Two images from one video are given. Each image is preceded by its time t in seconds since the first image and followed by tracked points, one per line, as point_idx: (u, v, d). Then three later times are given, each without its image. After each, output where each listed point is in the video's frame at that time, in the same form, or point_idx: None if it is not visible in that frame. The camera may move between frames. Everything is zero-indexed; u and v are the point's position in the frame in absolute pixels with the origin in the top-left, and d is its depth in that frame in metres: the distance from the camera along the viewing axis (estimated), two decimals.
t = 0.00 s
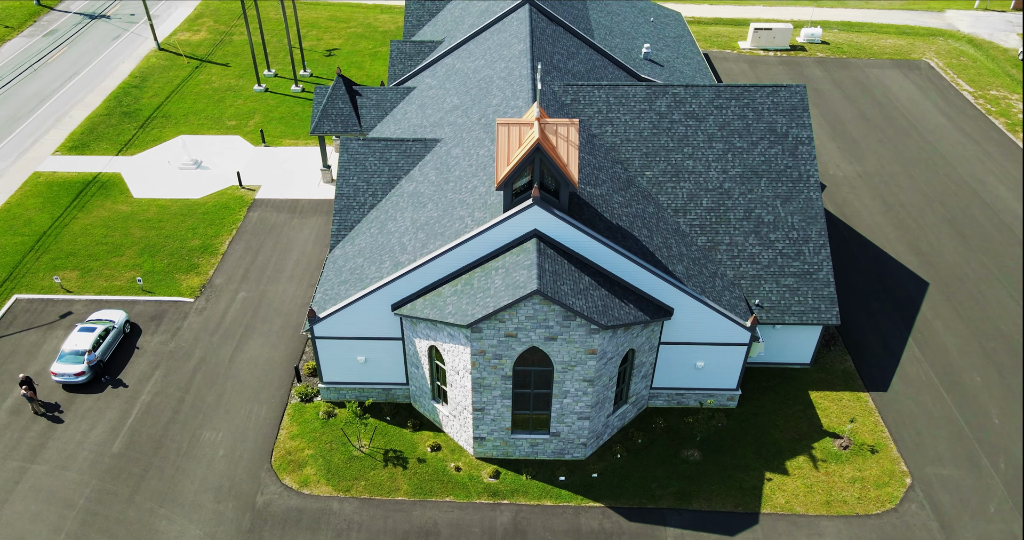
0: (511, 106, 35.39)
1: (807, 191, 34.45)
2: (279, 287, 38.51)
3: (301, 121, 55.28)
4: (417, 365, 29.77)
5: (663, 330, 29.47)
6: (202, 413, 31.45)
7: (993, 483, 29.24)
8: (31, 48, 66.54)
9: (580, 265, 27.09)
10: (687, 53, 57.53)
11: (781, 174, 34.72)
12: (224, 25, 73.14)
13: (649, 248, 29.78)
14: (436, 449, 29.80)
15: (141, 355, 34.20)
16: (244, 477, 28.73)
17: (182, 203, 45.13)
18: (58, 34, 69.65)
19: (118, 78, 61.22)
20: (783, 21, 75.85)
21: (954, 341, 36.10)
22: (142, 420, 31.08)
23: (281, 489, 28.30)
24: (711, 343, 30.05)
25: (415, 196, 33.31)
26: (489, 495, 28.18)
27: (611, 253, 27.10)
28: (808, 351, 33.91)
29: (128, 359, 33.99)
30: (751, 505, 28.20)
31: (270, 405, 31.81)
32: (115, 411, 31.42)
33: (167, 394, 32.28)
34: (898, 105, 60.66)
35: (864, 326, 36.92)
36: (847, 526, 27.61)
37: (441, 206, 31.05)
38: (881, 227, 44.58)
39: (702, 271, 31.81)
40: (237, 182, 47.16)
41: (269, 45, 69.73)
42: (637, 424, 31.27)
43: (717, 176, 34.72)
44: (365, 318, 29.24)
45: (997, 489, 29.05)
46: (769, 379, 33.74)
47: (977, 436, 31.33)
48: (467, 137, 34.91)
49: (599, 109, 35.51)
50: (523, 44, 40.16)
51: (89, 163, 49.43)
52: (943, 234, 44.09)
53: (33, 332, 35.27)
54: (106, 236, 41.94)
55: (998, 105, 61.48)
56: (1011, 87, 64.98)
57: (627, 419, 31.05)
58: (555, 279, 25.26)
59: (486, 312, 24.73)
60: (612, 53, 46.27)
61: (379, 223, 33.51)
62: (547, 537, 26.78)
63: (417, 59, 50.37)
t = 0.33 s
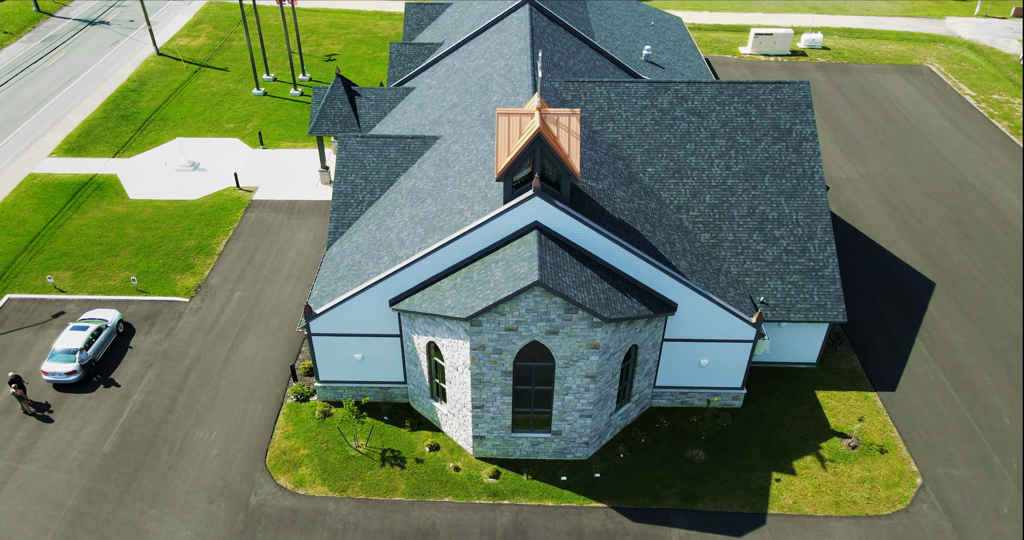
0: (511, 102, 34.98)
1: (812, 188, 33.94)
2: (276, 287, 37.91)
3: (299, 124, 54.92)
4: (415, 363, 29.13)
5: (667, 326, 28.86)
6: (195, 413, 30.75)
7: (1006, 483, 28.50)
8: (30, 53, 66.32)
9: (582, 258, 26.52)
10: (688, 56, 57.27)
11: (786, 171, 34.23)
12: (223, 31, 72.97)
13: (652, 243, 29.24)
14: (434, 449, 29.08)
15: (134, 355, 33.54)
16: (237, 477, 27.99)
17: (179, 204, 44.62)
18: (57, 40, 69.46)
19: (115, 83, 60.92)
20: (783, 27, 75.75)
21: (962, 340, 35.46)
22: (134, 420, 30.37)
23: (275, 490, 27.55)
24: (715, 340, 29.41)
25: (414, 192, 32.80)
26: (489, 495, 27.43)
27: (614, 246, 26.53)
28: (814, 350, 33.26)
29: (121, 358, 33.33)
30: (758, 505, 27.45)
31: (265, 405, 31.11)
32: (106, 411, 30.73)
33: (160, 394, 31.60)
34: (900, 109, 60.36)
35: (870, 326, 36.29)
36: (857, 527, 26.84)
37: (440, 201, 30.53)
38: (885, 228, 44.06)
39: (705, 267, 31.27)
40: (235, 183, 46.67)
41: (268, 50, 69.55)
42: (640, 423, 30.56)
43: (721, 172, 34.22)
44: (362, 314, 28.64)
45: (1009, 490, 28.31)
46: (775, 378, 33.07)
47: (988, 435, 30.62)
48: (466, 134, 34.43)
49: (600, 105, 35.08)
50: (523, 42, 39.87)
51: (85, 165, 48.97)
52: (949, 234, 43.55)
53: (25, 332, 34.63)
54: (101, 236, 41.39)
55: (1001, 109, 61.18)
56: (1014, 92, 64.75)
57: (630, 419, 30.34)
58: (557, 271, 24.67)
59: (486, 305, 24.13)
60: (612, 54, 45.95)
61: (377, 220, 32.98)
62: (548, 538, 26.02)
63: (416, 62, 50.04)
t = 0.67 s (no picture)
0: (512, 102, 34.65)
1: (817, 188, 33.47)
2: (273, 290, 37.33)
3: (298, 130, 54.65)
4: (414, 363, 28.49)
5: (670, 325, 28.26)
6: (188, 415, 30.05)
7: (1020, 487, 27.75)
8: (29, 62, 66.32)
9: (584, 254, 25.99)
10: (688, 63, 57.13)
11: (789, 171, 33.79)
12: (223, 41, 73.03)
13: (654, 241, 28.71)
14: (432, 451, 28.34)
15: (127, 358, 32.89)
16: (230, 480, 27.25)
17: (175, 209, 44.17)
18: (57, 49, 69.53)
19: (114, 91, 60.76)
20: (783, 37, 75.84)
21: (970, 344, 34.84)
22: (125, 422, 29.66)
23: (269, 493, 26.80)
24: (720, 339, 28.78)
25: (413, 192, 32.33)
26: (489, 499, 26.66)
27: (616, 241, 26.01)
28: (820, 352, 32.61)
29: (114, 361, 32.67)
30: (765, 509, 26.68)
31: (260, 408, 30.41)
32: (97, 414, 30.03)
33: (153, 396, 30.91)
34: (902, 117, 60.14)
35: (877, 328, 35.65)
36: (868, 532, 26.04)
37: (439, 199, 30.05)
38: (889, 232, 43.56)
39: (709, 266, 30.74)
40: (232, 188, 46.23)
41: (268, 60, 69.53)
42: (644, 426, 29.83)
43: (723, 172, 33.77)
44: (359, 313, 28.04)
45: None
46: (781, 381, 32.39)
47: (1000, 439, 29.90)
48: (466, 133, 34.00)
49: (602, 105, 34.71)
50: (524, 44, 39.69)
51: (82, 171, 48.60)
52: (955, 239, 43.02)
53: (16, 334, 34.02)
54: (96, 240, 40.90)
55: (1003, 117, 60.95)
56: (1015, 100, 64.60)
57: (633, 421, 29.63)
58: (558, 266, 24.12)
59: (485, 300, 23.55)
60: (613, 58, 45.69)
61: (375, 220, 32.49)
62: None
63: (416, 68, 49.61)
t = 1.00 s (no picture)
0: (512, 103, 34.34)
1: (821, 189, 33.04)
2: (269, 294, 36.75)
3: (297, 138, 54.38)
4: (412, 364, 27.86)
5: (674, 325, 27.68)
6: (181, 419, 29.34)
7: None
8: (29, 72, 66.30)
9: (586, 251, 25.47)
10: (688, 71, 57.02)
11: (794, 171, 33.37)
12: (223, 53, 73.09)
13: (657, 239, 28.20)
14: (431, 455, 27.59)
15: (120, 361, 32.23)
16: (223, 484, 26.51)
17: (172, 214, 43.71)
18: (57, 60, 69.54)
19: (113, 100, 60.61)
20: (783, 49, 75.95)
21: (979, 347, 34.20)
22: (116, 426, 28.95)
23: (263, 497, 26.06)
24: (725, 339, 28.17)
25: (412, 192, 31.86)
26: (489, 503, 25.90)
27: (619, 237, 25.51)
28: (826, 355, 31.97)
29: (106, 364, 32.00)
30: (774, 513, 25.92)
31: (255, 411, 29.71)
32: (88, 417, 29.32)
33: (145, 400, 30.21)
34: (903, 126, 59.97)
35: (884, 332, 35.03)
36: (880, 536, 25.26)
37: (438, 198, 29.61)
38: (894, 237, 43.11)
39: (713, 266, 30.22)
40: (230, 194, 45.82)
41: (268, 70, 69.52)
42: (648, 429, 29.11)
43: (726, 173, 33.34)
44: (357, 312, 27.44)
45: None
46: (787, 384, 31.71)
47: (1012, 442, 29.20)
48: (467, 134, 33.60)
49: (603, 106, 34.37)
50: (524, 48, 39.53)
51: (79, 177, 48.22)
52: (961, 244, 42.53)
53: (6, 338, 33.39)
54: (91, 245, 40.39)
55: (1005, 126, 60.79)
56: (1017, 109, 64.47)
57: (637, 424, 28.92)
58: (560, 260, 23.59)
59: (486, 295, 22.98)
60: (613, 63, 45.48)
61: (374, 221, 31.97)
62: None
63: (415, 75, 49.26)
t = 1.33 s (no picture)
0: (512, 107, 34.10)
1: (825, 192, 32.62)
2: (265, 301, 36.18)
3: (297, 150, 54.16)
4: (410, 368, 27.24)
5: (679, 327, 27.11)
6: (174, 425, 28.63)
7: None
8: (29, 87, 66.39)
9: (588, 250, 24.99)
10: (688, 83, 56.96)
11: (797, 175, 32.98)
12: (224, 68, 73.26)
13: (661, 241, 27.73)
14: (430, 461, 26.84)
15: (112, 368, 31.57)
16: (216, 490, 25.76)
17: (169, 223, 43.30)
18: (57, 75, 69.64)
19: (113, 113, 60.57)
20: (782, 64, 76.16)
21: (989, 354, 33.60)
22: (107, 432, 28.23)
23: (256, 503, 25.29)
24: (731, 342, 27.57)
25: (412, 195, 31.44)
26: (489, 509, 25.13)
27: (621, 235, 25.04)
28: (833, 360, 31.32)
29: (98, 371, 31.35)
30: (783, 520, 25.14)
31: (250, 417, 29.02)
32: (78, 424, 28.60)
33: (137, 406, 29.51)
34: (904, 138, 59.85)
35: (891, 339, 34.39)
36: None
37: (438, 200, 29.20)
38: (898, 246, 42.67)
39: (716, 269, 29.73)
40: (228, 203, 45.44)
41: (268, 85, 69.62)
42: (652, 435, 28.38)
43: (729, 177, 32.95)
44: (354, 314, 26.89)
45: None
46: (794, 390, 31.02)
47: None
48: (466, 138, 33.27)
49: (604, 111, 34.10)
50: (524, 55, 39.42)
51: (76, 188, 47.90)
52: (966, 252, 42.08)
53: None
54: (86, 253, 39.92)
55: (1006, 138, 60.69)
56: (1018, 122, 64.45)
57: (641, 430, 28.20)
58: (561, 257, 23.08)
59: (485, 292, 22.45)
60: (614, 72, 45.35)
61: (372, 224, 31.52)
62: None
63: (415, 86, 48.95)
